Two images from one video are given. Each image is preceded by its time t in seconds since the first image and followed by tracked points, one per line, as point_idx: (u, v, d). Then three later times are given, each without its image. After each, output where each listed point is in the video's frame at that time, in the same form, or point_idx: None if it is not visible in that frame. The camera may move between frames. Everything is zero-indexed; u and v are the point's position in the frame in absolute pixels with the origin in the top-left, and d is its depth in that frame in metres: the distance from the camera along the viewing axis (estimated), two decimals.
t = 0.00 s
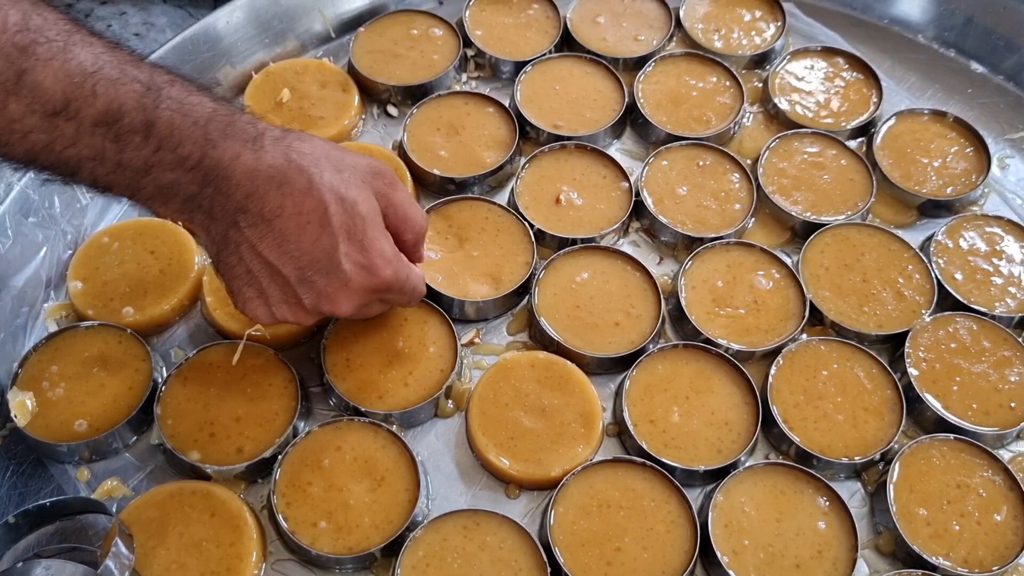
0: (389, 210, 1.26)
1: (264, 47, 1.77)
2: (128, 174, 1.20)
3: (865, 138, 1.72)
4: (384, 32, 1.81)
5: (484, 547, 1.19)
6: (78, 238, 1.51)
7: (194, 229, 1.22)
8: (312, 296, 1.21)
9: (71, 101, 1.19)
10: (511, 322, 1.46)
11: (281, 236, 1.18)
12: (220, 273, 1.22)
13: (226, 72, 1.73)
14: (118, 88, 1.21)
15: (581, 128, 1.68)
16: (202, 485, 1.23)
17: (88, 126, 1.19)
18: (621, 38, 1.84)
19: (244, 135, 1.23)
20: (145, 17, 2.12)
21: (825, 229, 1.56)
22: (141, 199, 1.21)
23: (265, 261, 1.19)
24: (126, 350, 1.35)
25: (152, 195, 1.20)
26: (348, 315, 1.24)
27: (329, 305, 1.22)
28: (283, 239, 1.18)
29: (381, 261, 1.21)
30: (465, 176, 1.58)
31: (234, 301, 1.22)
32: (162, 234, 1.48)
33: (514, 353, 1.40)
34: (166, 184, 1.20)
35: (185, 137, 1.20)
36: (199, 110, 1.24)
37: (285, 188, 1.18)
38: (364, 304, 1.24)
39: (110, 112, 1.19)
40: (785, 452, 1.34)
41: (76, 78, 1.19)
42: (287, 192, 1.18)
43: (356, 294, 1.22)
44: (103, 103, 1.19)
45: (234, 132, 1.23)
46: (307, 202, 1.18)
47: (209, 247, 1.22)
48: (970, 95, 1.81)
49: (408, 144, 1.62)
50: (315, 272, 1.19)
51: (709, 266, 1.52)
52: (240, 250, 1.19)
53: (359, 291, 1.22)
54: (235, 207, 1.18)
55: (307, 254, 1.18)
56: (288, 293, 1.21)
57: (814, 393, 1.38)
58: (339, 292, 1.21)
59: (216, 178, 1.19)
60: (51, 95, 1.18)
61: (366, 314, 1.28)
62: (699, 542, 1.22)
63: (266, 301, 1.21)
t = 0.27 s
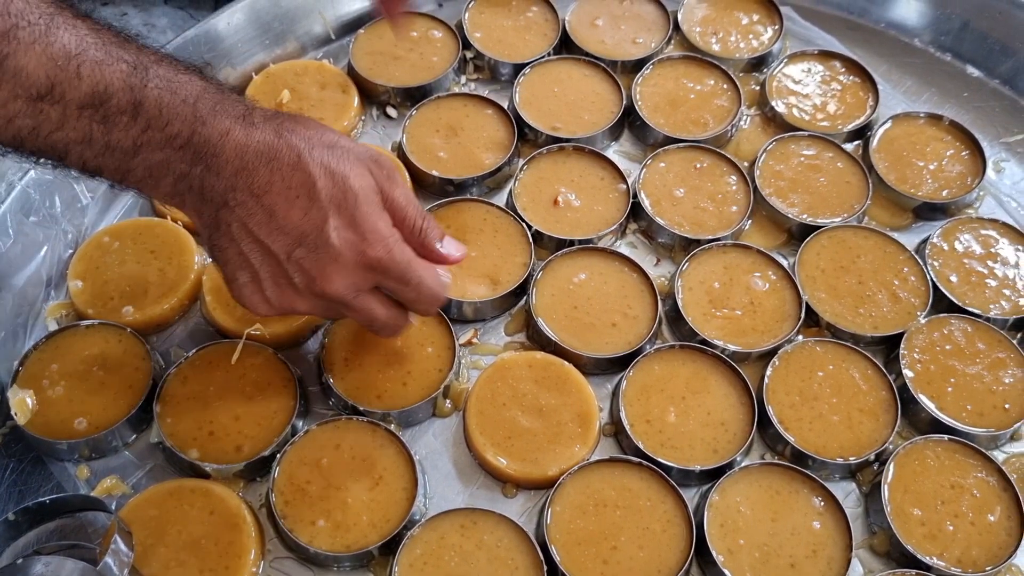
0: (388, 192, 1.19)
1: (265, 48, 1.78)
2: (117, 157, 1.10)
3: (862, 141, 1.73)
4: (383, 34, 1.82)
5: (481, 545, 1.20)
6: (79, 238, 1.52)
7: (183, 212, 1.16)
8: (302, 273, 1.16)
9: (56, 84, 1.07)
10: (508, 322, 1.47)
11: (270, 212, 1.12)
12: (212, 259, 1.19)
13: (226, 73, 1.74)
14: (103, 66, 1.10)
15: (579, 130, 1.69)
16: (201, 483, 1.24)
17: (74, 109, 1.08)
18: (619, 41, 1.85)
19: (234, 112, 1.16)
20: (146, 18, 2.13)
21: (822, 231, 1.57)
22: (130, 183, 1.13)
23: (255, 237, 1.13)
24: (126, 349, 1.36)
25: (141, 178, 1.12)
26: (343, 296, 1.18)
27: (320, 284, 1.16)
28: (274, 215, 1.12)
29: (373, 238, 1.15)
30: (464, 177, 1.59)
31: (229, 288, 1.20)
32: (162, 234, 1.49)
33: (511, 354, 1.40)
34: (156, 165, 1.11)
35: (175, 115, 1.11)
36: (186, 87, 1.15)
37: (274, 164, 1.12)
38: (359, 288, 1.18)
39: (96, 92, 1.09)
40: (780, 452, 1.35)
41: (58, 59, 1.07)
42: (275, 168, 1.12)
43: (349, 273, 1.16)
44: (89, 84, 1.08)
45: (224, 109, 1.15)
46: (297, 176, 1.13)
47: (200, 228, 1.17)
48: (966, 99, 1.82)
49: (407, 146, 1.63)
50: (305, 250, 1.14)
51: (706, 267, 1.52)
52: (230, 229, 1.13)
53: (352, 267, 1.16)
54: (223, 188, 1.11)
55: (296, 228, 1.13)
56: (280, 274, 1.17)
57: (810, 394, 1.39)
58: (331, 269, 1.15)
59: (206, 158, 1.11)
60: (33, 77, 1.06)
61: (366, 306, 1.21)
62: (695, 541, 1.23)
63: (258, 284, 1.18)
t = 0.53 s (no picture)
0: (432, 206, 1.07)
1: (263, 50, 1.79)
2: (147, 198, 1.00)
3: (859, 145, 1.73)
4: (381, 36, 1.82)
5: (478, 548, 1.19)
6: (76, 239, 1.52)
7: (232, 259, 1.04)
8: (370, 301, 1.04)
9: (77, 122, 1.00)
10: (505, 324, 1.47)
11: (327, 242, 0.99)
12: (268, 306, 1.08)
13: (224, 75, 1.74)
14: (126, 101, 1.02)
15: (577, 133, 1.69)
16: (197, 485, 1.24)
17: (98, 149, 1.00)
18: (617, 44, 1.85)
19: (268, 142, 1.04)
20: (143, 18, 2.13)
21: (819, 234, 1.57)
22: (166, 228, 1.03)
23: (315, 275, 1.02)
24: (123, 350, 1.36)
25: (174, 221, 1.01)
26: (409, 316, 1.06)
27: (390, 309, 1.05)
28: (333, 248, 1.00)
29: (436, 250, 1.04)
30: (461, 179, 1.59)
31: (285, 330, 1.10)
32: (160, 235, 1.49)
33: (508, 356, 1.40)
34: (192, 204, 1.00)
35: (207, 148, 1.00)
36: (217, 121, 1.05)
37: (322, 193, 0.99)
38: (422, 306, 1.06)
39: (119, 130, 1.00)
40: (777, 455, 1.35)
41: (77, 97, 1.00)
42: (326, 195, 0.99)
43: (412, 291, 1.04)
44: (110, 120, 1.00)
45: (258, 140, 1.03)
46: (352, 202, 1.00)
47: (248, 273, 1.05)
48: (964, 102, 1.82)
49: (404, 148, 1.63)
50: (368, 277, 1.02)
51: (704, 270, 1.52)
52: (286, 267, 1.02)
53: (419, 284, 1.04)
54: (271, 224, 0.99)
55: (358, 258, 1.00)
56: (344, 307, 1.06)
57: (807, 397, 1.39)
58: (397, 290, 1.03)
59: (246, 192, 0.99)
60: (51, 116, 0.99)
61: (427, 326, 1.09)
62: (692, 544, 1.23)
63: (321, 323, 1.07)
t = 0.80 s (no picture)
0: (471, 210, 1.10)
1: (263, 51, 1.79)
2: (188, 206, 1.00)
3: (860, 147, 1.73)
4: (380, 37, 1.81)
5: (477, 551, 1.19)
6: (74, 239, 1.51)
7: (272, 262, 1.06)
8: (415, 309, 1.10)
9: (113, 131, 0.97)
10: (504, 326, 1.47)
11: (376, 253, 1.03)
12: (310, 303, 1.11)
13: (223, 75, 1.74)
14: (163, 108, 0.99)
15: (577, 134, 1.69)
16: (196, 487, 1.23)
17: (136, 158, 0.98)
18: (618, 45, 1.85)
19: (315, 149, 1.03)
20: (142, 17, 2.12)
21: (820, 236, 1.57)
22: (206, 233, 1.04)
23: (361, 282, 1.06)
24: (120, 351, 1.35)
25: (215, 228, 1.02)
26: (449, 325, 1.14)
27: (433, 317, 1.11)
28: (383, 257, 1.04)
29: (482, 260, 1.10)
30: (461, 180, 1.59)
31: (328, 326, 1.15)
32: (158, 237, 1.49)
33: (508, 358, 1.40)
34: (234, 213, 1.01)
35: (249, 160, 0.99)
36: (258, 129, 1.02)
37: (372, 206, 1.01)
38: (462, 315, 1.14)
39: (157, 140, 0.98)
40: (778, 458, 1.34)
41: (113, 104, 0.97)
42: (377, 207, 1.01)
43: (457, 301, 1.11)
44: (148, 129, 0.97)
45: (301, 146, 1.02)
46: (400, 214, 1.02)
47: (290, 275, 1.08)
48: (964, 105, 1.82)
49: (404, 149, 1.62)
50: (416, 287, 1.07)
51: (704, 272, 1.52)
52: (329, 272, 1.05)
53: (464, 293, 1.11)
54: (320, 233, 1.01)
55: (410, 269, 1.05)
56: (387, 311, 1.11)
57: (807, 400, 1.38)
58: (443, 300, 1.10)
59: (292, 203, 1.00)
60: (87, 125, 0.96)
61: (465, 334, 1.16)
62: (692, 547, 1.22)
63: (363, 322, 1.13)
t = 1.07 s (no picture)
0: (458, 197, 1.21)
1: (261, 50, 1.78)
2: (209, 176, 1.00)
3: (860, 148, 1.72)
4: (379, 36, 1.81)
5: (476, 552, 1.18)
6: (71, 239, 1.52)
7: (285, 240, 1.06)
8: (428, 277, 1.11)
9: (139, 99, 0.97)
10: (503, 326, 1.46)
11: (387, 216, 1.07)
12: (322, 292, 1.11)
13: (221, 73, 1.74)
14: (184, 79, 1.01)
15: (576, 134, 1.68)
16: (192, 488, 1.22)
17: (162, 126, 0.98)
18: (617, 45, 1.84)
19: (320, 127, 1.10)
20: (139, 15, 2.11)
21: (820, 237, 1.56)
22: (225, 209, 1.03)
23: (374, 252, 1.07)
24: (117, 351, 1.34)
25: (236, 198, 1.02)
26: (461, 296, 1.15)
27: (447, 285, 1.12)
28: (394, 220, 1.07)
29: (480, 229, 1.17)
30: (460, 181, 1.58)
31: (339, 320, 1.13)
32: (156, 236, 1.48)
33: (507, 359, 1.39)
34: (255, 180, 1.01)
35: (266, 124, 1.03)
36: (269, 102, 1.07)
37: (377, 170, 1.08)
38: (472, 285, 1.16)
39: (181, 108, 0.99)
40: (777, 460, 1.34)
41: (138, 74, 0.98)
42: (382, 173, 1.08)
43: (465, 266, 1.14)
44: (172, 95, 0.98)
45: (308, 122, 1.09)
46: (403, 179, 1.10)
47: (303, 258, 1.08)
48: (965, 106, 1.81)
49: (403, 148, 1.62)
50: (427, 250, 1.10)
51: (703, 273, 1.51)
52: (343, 242, 1.05)
53: (471, 259, 1.15)
54: (334, 195, 1.04)
55: (419, 231, 1.09)
56: (400, 287, 1.11)
57: (807, 401, 1.38)
58: (453, 264, 1.12)
59: (308, 166, 1.03)
60: (114, 94, 0.95)
61: (475, 311, 1.18)
62: (691, 549, 1.22)
63: (377, 306, 1.11)
